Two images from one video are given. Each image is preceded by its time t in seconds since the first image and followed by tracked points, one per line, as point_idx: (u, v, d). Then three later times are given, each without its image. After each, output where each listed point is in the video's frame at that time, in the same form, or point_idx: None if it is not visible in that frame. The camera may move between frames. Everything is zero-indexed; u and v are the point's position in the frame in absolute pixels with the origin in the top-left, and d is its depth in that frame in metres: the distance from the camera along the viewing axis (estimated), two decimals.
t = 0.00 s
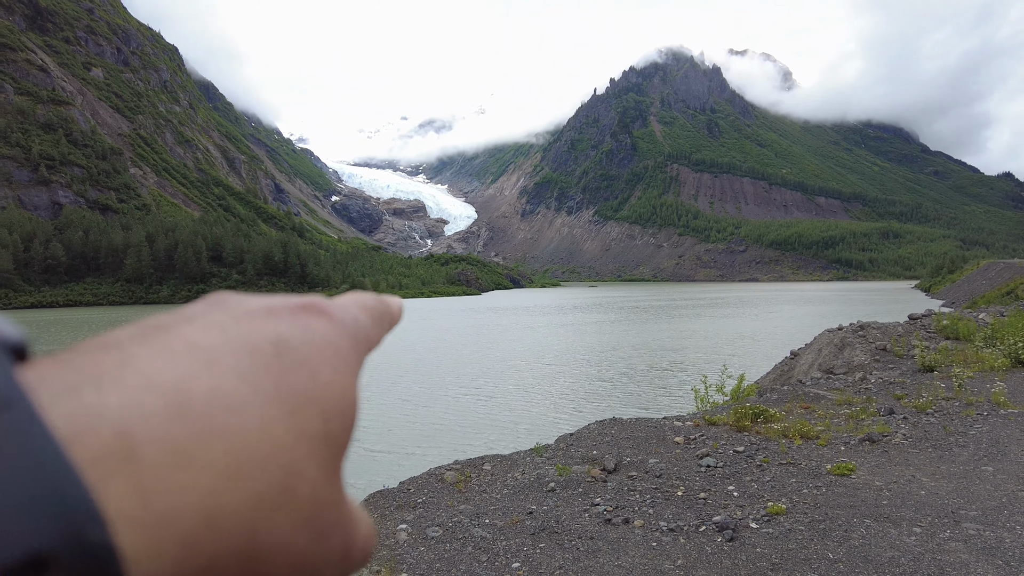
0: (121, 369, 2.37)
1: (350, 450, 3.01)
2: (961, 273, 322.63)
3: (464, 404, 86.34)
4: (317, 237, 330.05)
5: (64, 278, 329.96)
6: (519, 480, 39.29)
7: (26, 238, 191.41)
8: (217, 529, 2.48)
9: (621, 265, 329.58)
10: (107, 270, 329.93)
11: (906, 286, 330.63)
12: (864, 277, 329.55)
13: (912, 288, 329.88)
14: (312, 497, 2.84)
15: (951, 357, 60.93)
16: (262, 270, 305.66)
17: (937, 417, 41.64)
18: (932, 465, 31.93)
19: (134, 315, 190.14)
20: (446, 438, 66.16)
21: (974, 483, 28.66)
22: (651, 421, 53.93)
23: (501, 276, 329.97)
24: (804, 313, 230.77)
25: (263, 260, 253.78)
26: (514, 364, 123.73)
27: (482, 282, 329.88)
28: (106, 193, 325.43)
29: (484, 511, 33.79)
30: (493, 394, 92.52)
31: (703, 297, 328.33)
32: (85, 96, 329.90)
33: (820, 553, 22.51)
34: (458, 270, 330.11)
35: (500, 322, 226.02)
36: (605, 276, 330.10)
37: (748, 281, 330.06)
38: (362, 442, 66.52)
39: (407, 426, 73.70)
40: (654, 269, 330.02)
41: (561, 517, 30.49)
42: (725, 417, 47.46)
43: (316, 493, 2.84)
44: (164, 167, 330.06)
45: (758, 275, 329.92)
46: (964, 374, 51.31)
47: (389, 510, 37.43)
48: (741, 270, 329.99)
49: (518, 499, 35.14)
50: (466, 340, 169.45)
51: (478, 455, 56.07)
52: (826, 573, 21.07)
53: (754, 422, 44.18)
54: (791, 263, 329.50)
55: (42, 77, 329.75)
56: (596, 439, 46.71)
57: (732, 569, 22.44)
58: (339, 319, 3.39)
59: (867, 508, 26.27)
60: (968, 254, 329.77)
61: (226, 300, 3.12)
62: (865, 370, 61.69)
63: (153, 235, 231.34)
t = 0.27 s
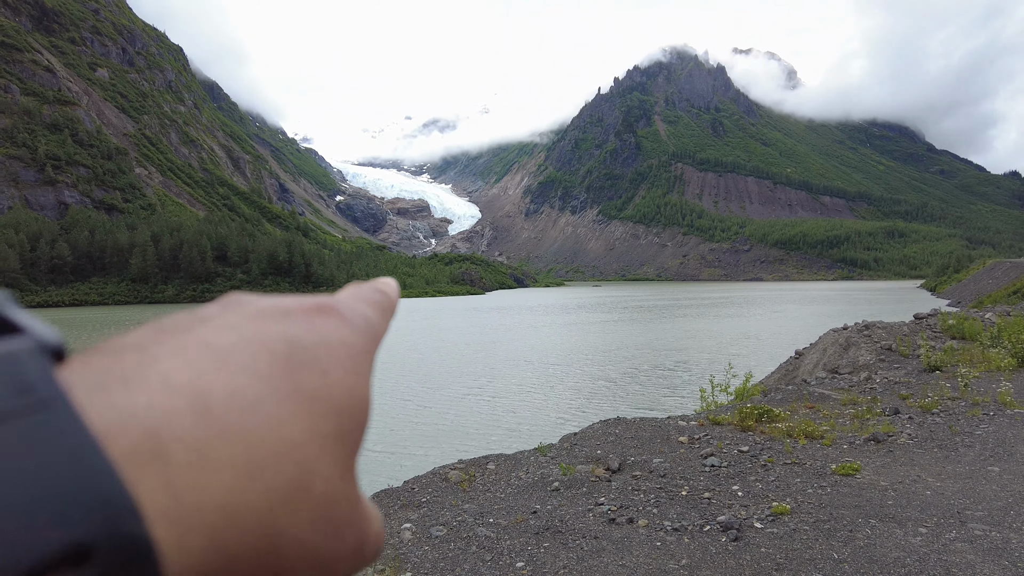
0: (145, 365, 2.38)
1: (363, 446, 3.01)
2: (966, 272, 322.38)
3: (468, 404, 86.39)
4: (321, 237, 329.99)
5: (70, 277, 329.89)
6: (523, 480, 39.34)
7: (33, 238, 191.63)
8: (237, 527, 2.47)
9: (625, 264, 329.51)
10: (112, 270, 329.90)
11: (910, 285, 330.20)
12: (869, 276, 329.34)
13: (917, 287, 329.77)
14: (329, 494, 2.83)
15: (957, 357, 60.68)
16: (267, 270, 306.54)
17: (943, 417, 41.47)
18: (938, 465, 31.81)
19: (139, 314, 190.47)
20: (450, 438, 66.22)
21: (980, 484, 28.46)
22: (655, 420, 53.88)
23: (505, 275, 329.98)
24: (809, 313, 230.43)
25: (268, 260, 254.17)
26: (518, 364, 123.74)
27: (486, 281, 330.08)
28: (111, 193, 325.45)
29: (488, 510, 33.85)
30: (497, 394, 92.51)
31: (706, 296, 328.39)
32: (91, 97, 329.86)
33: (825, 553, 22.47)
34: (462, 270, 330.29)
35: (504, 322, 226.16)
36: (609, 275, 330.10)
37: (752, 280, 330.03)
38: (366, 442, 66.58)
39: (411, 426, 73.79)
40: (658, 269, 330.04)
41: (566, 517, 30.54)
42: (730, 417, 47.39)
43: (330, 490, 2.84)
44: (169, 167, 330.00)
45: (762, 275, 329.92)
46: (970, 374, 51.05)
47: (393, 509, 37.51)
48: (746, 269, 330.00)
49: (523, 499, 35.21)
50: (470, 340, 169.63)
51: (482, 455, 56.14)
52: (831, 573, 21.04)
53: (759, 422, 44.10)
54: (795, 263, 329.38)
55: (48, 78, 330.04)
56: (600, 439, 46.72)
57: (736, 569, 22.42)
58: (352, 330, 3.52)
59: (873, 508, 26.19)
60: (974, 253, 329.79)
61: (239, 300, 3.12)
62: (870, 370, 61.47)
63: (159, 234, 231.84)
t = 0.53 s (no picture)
0: (185, 401, 2.51)
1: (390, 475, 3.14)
2: (970, 272, 322.17)
3: (471, 404, 86.36)
4: (325, 237, 329.93)
5: (74, 277, 330.00)
6: (526, 480, 39.33)
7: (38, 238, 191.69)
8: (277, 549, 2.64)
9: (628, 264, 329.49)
10: (116, 269, 330.01)
11: (914, 285, 330.13)
12: (873, 276, 329.22)
13: (921, 287, 329.60)
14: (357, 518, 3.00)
15: (961, 357, 60.41)
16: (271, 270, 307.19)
17: (948, 418, 41.28)
18: (942, 465, 31.67)
19: (143, 314, 190.62)
20: (453, 438, 66.25)
21: (985, 484, 28.37)
22: (658, 420, 53.78)
23: (508, 275, 329.92)
24: (813, 313, 230.02)
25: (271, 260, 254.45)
26: (521, 364, 123.66)
27: (489, 281, 330.12)
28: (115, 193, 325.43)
29: (491, 510, 33.88)
30: (499, 394, 92.41)
31: (709, 296, 328.34)
32: (96, 97, 329.90)
33: (828, 553, 22.41)
34: (465, 270, 330.27)
35: (508, 322, 226.05)
36: (612, 275, 330.08)
37: (756, 280, 330.04)
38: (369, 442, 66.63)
39: (414, 426, 73.85)
40: (661, 269, 330.00)
41: (568, 517, 30.56)
42: (733, 417, 47.27)
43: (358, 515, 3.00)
44: (173, 167, 330.06)
45: (766, 275, 329.97)
46: (975, 375, 50.78)
47: (396, 509, 37.57)
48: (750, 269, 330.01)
49: (525, 499, 35.22)
50: (473, 340, 169.56)
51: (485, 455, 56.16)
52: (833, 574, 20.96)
53: (762, 422, 43.99)
54: (799, 263, 329.23)
55: (53, 78, 329.95)
56: (603, 439, 46.70)
57: (739, 569, 22.36)
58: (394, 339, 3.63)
59: (876, 509, 26.10)
60: (979, 252, 329.69)
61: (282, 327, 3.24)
62: (874, 370, 61.23)
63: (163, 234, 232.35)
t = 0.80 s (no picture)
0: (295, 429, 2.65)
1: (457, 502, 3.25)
2: (974, 272, 322.00)
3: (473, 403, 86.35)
4: (327, 236, 330.02)
5: (77, 277, 329.88)
6: (528, 479, 39.44)
7: (41, 238, 192.05)
8: None
9: (631, 263, 329.51)
10: (119, 269, 330.18)
11: (916, 284, 330.22)
12: (877, 276, 329.20)
13: (925, 287, 329.51)
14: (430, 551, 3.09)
15: (964, 357, 60.31)
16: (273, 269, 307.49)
17: (951, 417, 41.19)
18: (945, 465, 31.60)
19: (145, 314, 190.67)
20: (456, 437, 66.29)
21: (988, 484, 28.31)
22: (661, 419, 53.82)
23: (510, 274, 329.85)
24: (816, 313, 229.78)
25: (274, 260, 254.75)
26: (523, 364, 123.64)
27: (491, 280, 330.09)
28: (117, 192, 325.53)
29: (494, 510, 33.96)
30: (502, 393, 92.38)
31: (712, 296, 328.16)
32: (99, 97, 329.88)
33: (831, 552, 22.41)
34: (468, 270, 330.23)
35: (510, 322, 226.15)
36: (614, 275, 330.20)
37: (758, 280, 330.12)
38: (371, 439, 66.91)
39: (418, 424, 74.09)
40: (664, 268, 330.02)
41: (571, 516, 30.60)
42: (735, 417, 47.24)
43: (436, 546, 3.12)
44: (176, 167, 330.14)
45: (769, 274, 329.96)
46: (978, 375, 50.64)
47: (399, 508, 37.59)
48: (752, 269, 330.04)
49: (528, 497, 35.30)
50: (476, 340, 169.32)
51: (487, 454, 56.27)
52: (836, 573, 20.97)
53: (765, 422, 43.95)
54: (802, 263, 329.03)
55: (57, 78, 329.93)
56: (605, 439, 46.73)
57: (740, 568, 22.36)
58: (451, 357, 3.90)
59: (879, 508, 26.11)
60: (982, 252, 329.77)
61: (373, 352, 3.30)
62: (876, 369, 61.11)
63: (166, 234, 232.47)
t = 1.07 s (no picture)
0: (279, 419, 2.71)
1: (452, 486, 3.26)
2: (976, 272, 321.80)
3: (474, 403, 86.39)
4: (329, 236, 330.03)
5: (80, 277, 330.19)
6: (530, 478, 39.47)
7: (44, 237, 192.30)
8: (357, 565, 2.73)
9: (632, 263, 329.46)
10: (121, 269, 330.17)
11: (919, 284, 330.06)
12: (879, 276, 328.97)
13: (927, 286, 329.36)
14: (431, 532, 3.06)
15: (966, 357, 60.22)
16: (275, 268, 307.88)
17: (953, 417, 41.16)
18: (947, 465, 31.57)
19: (148, 314, 190.76)
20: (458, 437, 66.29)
21: (990, 483, 28.28)
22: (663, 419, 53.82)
23: (512, 274, 329.88)
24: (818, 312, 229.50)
25: (276, 259, 255.03)
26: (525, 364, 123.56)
27: (493, 280, 330.11)
28: (120, 192, 325.83)
29: (496, 509, 34.00)
30: (503, 393, 92.41)
31: (714, 295, 328.06)
32: (102, 97, 329.64)
33: (832, 552, 22.40)
34: (469, 269, 330.27)
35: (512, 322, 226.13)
36: (616, 274, 330.11)
37: (760, 279, 329.98)
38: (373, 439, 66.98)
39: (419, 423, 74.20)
40: (666, 268, 329.93)
41: (573, 516, 30.63)
42: (737, 416, 47.24)
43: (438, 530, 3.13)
44: (178, 166, 330.36)
45: (771, 274, 329.86)
46: (980, 374, 50.57)
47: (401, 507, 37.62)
48: (754, 268, 329.92)
49: (530, 497, 35.32)
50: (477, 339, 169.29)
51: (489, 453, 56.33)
52: (837, 572, 20.97)
53: (767, 421, 43.95)
54: (804, 262, 328.90)
55: (60, 78, 330.22)
56: (607, 438, 46.74)
57: (742, 568, 22.37)
58: (451, 341, 3.71)
59: (881, 508, 26.10)
60: (985, 251, 329.46)
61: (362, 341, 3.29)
62: (878, 369, 61.03)
63: (168, 233, 232.70)
